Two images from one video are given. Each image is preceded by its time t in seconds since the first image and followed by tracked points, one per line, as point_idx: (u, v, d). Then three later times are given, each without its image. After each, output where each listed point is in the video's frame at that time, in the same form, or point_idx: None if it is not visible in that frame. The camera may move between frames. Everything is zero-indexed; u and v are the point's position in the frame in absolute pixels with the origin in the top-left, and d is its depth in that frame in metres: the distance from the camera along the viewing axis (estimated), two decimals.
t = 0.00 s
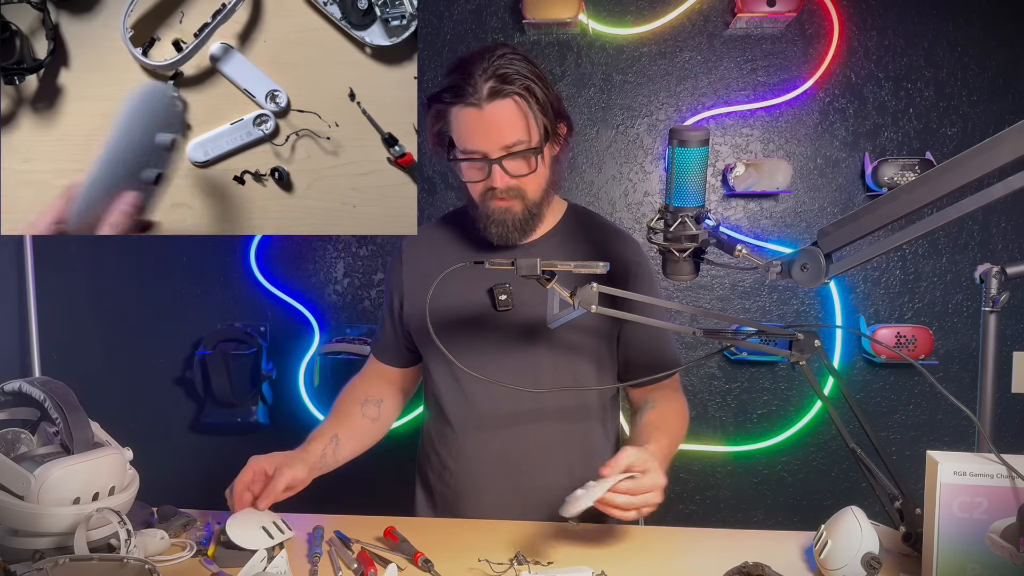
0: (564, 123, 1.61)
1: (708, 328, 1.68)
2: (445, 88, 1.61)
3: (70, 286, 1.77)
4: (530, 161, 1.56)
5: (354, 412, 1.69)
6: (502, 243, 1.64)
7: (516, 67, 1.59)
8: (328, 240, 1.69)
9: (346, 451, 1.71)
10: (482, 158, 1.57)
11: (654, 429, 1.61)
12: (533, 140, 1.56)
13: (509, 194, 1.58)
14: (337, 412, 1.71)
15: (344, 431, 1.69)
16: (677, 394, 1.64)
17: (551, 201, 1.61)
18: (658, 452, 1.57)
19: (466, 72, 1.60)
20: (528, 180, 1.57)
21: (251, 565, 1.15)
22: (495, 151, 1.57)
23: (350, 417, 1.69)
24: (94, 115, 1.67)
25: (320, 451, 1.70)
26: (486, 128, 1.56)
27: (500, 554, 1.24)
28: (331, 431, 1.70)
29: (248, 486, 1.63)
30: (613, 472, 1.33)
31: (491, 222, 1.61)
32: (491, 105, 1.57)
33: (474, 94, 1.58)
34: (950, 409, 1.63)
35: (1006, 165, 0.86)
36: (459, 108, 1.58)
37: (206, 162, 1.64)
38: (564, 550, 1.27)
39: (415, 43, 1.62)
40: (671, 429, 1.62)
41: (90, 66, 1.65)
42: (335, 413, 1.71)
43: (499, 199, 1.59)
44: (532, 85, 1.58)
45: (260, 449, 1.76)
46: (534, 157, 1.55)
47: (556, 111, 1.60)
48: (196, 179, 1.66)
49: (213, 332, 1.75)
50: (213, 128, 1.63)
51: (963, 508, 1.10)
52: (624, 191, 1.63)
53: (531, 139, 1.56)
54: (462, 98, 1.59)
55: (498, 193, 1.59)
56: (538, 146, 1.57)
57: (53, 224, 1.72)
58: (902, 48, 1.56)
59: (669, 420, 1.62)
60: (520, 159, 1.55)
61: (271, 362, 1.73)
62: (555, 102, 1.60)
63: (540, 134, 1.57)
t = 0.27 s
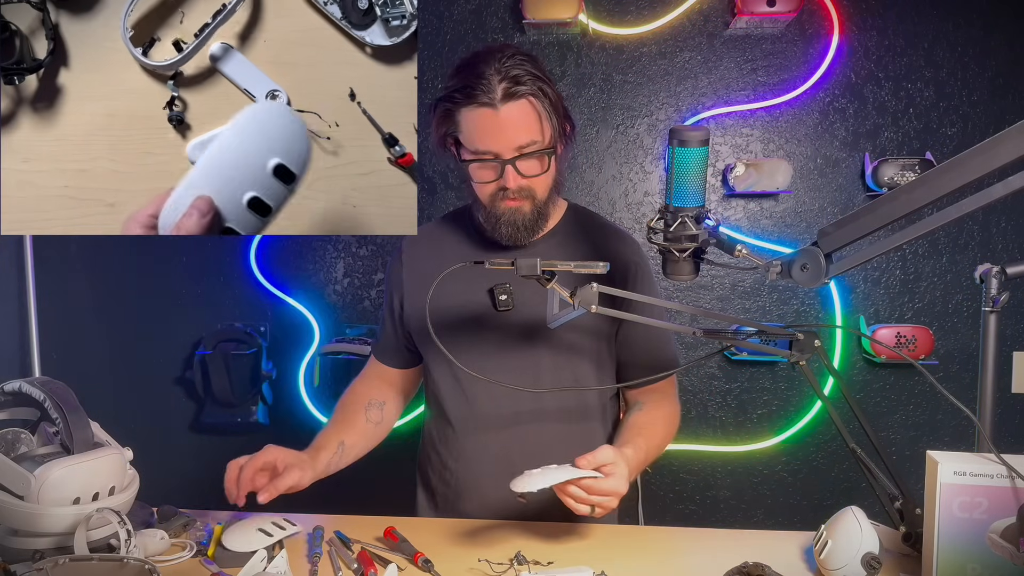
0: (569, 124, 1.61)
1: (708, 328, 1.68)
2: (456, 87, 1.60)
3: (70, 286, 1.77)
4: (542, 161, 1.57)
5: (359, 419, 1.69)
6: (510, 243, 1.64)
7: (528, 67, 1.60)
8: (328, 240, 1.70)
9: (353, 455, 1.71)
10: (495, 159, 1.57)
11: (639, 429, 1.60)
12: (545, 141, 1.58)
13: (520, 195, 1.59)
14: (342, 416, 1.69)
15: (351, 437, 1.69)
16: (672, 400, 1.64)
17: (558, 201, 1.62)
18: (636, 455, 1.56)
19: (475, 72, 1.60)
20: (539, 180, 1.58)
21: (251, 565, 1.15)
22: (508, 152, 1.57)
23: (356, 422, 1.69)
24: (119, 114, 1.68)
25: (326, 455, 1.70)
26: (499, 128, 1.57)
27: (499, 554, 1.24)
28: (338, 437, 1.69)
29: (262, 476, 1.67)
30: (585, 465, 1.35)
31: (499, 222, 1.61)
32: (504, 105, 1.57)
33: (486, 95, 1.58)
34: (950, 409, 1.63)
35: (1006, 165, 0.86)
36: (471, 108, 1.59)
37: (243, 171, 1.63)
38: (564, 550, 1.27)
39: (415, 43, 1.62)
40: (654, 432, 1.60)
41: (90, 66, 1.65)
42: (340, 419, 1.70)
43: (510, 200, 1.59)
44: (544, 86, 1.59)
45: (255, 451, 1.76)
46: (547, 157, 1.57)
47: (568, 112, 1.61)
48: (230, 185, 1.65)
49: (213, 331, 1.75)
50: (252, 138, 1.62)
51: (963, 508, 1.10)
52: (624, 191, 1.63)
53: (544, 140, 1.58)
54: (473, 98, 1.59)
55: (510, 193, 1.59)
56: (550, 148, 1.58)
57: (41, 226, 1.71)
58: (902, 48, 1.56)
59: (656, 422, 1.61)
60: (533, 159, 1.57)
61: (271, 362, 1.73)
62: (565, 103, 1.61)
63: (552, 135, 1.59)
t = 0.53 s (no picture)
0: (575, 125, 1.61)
1: (708, 328, 1.68)
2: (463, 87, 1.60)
3: (70, 286, 1.77)
4: (549, 163, 1.59)
5: (377, 414, 1.69)
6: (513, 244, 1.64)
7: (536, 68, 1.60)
8: (328, 240, 1.70)
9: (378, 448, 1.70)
10: (502, 159, 1.57)
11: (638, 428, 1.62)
12: (552, 142, 1.59)
13: (526, 195, 1.59)
14: (361, 413, 1.69)
15: (373, 431, 1.68)
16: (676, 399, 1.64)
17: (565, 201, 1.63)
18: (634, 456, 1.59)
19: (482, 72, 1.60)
20: (546, 181, 1.60)
21: (251, 565, 1.15)
22: (516, 152, 1.58)
23: (375, 419, 1.69)
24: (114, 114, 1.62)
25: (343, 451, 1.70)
26: (507, 129, 1.57)
27: (499, 554, 1.24)
28: (360, 433, 1.68)
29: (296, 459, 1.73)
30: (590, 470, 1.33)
31: (503, 223, 1.62)
32: (513, 106, 1.58)
33: (494, 95, 1.58)
34: (950, 409, 1.63)
35: (1006, 165, 0.86)
36: (478, 108, 1.59)
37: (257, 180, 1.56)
38: (564, 550, 1.27)
39: (415, 43, 1.62)
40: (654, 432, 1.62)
41: (90, 66, 1.65)
42: (358, 415, 1.69)
43: (515, 200, 1.60)
44: (552, 88, 1.60)
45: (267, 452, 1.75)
46: (553, 159, 1.58)
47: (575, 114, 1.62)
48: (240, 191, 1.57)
49: (213, 331, 1.75)
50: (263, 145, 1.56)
51: (963, 509, 1.10)
52: (624, 191, 1.63)
53: (550, 141, 1.58)
54: (481, 98, 1.59)
55: (516, 194, 1.59)
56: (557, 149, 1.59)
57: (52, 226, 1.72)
58: (902, 48, 1.56)
59: (656, 423, 1.62)
60: (541, 160, 1.57)
61: (272, 362, 1.73)
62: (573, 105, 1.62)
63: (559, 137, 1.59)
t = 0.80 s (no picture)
0: (576, 137, 1.59)
1: (708, 329, 1.68)
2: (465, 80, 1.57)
3: (70, 286, 1.77)
4: (522, 169, 1.52)
5: (370, 412, 1.68)
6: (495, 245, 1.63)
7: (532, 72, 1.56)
8: (328, 241, 1.70)
9: (364, 447, 1.69)
10: (477, 158, 1.53)
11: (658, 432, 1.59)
12: (531, 149, 1.53)
13: (503, 198, 1.56)
14: (353, 411, 1.68)
15: (362, 429, 1.67)
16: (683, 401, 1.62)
17: (547, 211, 1.58)
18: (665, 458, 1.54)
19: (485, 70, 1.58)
20: (520, 187, 1.54)
21: (250, 565, 1.15)
22: (490, 153, 1.53)
23: (366, 417, 1.67)
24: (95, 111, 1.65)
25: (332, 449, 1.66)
26: (488, 129, 1.53)
27: (500, 554, 1.24)
28: (348, 430, 1.67)
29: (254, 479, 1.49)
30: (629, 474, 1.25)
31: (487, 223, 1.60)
32: (494, 106, 1.53)
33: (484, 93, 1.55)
34: (950, 409, 1.63)
35: (1006, 165, 0.86)
36: (467, 105, 1.56)
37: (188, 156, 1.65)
38: (564, 550, 1.27)
39: (415, 43, 1.62)
40: (674, 433, 1.59)
41: (90, 66, 1.65)
42: (350, 413, 1.69)
43: (494, 202, 1.57)
44: (540, 93, 1.55)
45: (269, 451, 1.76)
46: (526, 166, 1.52)
47: (561, 121, 1.56)
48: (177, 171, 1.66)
49: (213, 331, 1.75)
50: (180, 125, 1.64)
51: (963, 508, 1.10)
52: (624, 191, 1.63)
53: (528, 147, 1.52)
54: (472, 96, 1.55)
55: (492, 195, 1.56)
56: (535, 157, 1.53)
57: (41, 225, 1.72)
58: (902, 48, 1.56)
59: (673, 424, 1.59)
60: (513, 165, 1.52)
61: (272, 362, 1.73)
62: (559, 112, 1.56)
63: (539, 145, 1.53)
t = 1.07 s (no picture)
0: (573, 138, 1.54)
1: (708, 328, 1.69)
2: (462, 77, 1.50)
3: (71, 286, 1.77)
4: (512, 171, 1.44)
5: (366, 414, 1.63)
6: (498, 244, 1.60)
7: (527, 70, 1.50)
8: (328, 241, 1.71)
9: (359, 450, 1.61)
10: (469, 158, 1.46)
11: (677, 436, 1.55)
12: (520, 149, 1.44)
13: (497, 199, 1.50)
14: (349, 412, 1.63)
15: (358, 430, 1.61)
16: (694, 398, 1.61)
17: (543, 212, 1.54)
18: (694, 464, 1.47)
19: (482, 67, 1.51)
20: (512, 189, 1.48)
21: (250, 565, 1.15)
22: (482, 153, 1.46)
23: (364, 416, 1.63)
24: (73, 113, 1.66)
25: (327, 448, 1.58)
26: (479, 128, 1.46)
27: (500, 554, 1.24)
28: (343, 430, 1.60)
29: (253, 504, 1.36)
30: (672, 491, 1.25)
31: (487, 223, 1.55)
32: (485, 105, 1.45)
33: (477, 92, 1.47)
34: (950, 409, 1.63)
35: (1006, 165, 0.86)
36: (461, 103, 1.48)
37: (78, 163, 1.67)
38: (564, 550, 1.27)
39: (415, 43, 1.62)
40: (693, 436, 1.55)
41: (90, 66, 1.65)
42: (347, 415, 1.63)
43: (489, 202, 1.51)
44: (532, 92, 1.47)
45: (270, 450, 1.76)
46: (515, 168, 1.43)
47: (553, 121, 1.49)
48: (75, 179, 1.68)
49: (213, 331, 1.75)
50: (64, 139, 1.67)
51: (963, 508, 1.10)
52: (625, 191, 1.64)
53: (517, 148, 1.45)
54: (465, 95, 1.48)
55: (486, 196, 1.50)
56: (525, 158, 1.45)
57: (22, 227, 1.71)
58: (902, 48, 1.56)
59: (692, 427, 1.56)
60: (503, 167, 1.43)
61: (272, 362, 1.74)
62: (552, 112, 1.49)
63: (529, 145, 1.45)
